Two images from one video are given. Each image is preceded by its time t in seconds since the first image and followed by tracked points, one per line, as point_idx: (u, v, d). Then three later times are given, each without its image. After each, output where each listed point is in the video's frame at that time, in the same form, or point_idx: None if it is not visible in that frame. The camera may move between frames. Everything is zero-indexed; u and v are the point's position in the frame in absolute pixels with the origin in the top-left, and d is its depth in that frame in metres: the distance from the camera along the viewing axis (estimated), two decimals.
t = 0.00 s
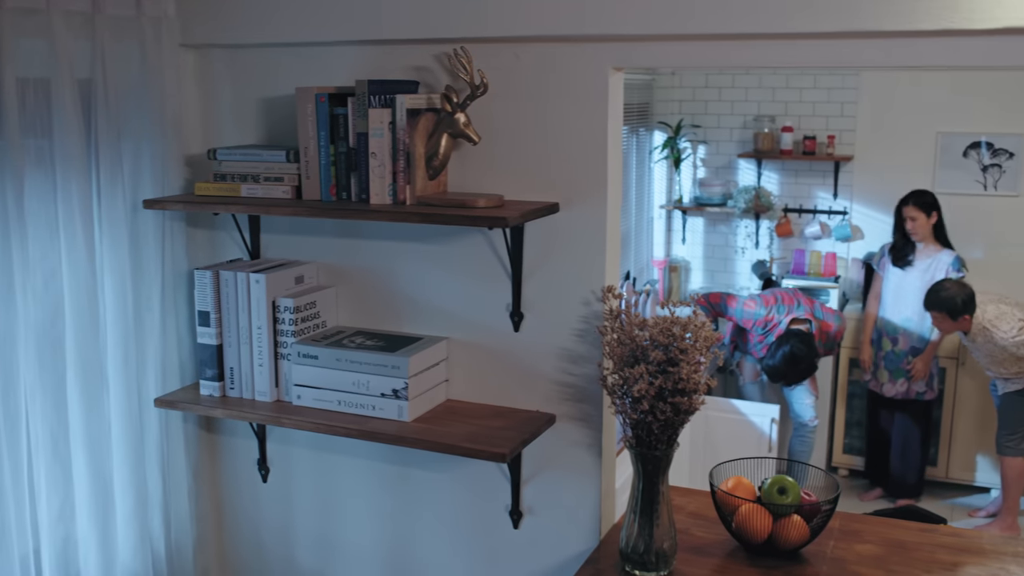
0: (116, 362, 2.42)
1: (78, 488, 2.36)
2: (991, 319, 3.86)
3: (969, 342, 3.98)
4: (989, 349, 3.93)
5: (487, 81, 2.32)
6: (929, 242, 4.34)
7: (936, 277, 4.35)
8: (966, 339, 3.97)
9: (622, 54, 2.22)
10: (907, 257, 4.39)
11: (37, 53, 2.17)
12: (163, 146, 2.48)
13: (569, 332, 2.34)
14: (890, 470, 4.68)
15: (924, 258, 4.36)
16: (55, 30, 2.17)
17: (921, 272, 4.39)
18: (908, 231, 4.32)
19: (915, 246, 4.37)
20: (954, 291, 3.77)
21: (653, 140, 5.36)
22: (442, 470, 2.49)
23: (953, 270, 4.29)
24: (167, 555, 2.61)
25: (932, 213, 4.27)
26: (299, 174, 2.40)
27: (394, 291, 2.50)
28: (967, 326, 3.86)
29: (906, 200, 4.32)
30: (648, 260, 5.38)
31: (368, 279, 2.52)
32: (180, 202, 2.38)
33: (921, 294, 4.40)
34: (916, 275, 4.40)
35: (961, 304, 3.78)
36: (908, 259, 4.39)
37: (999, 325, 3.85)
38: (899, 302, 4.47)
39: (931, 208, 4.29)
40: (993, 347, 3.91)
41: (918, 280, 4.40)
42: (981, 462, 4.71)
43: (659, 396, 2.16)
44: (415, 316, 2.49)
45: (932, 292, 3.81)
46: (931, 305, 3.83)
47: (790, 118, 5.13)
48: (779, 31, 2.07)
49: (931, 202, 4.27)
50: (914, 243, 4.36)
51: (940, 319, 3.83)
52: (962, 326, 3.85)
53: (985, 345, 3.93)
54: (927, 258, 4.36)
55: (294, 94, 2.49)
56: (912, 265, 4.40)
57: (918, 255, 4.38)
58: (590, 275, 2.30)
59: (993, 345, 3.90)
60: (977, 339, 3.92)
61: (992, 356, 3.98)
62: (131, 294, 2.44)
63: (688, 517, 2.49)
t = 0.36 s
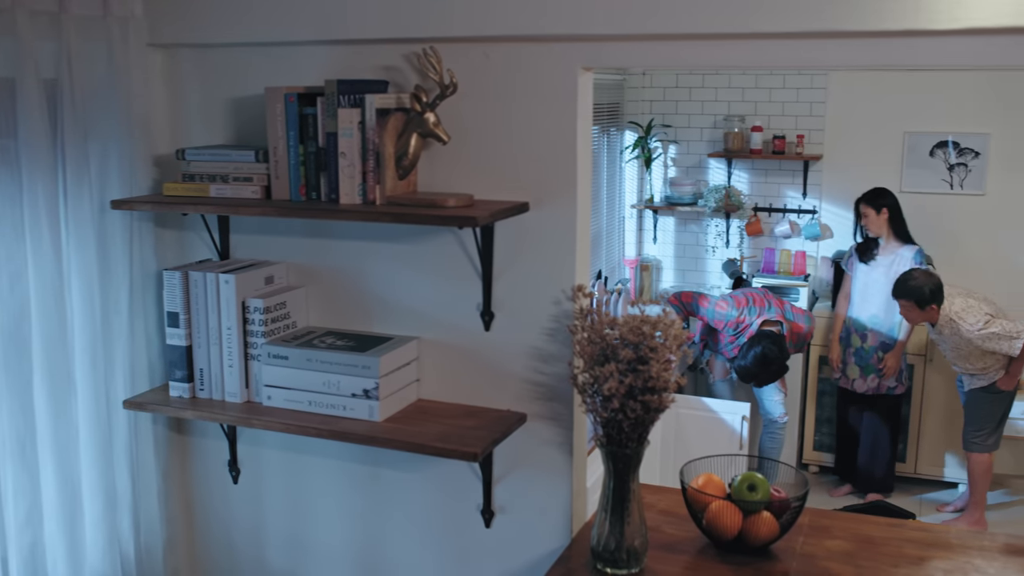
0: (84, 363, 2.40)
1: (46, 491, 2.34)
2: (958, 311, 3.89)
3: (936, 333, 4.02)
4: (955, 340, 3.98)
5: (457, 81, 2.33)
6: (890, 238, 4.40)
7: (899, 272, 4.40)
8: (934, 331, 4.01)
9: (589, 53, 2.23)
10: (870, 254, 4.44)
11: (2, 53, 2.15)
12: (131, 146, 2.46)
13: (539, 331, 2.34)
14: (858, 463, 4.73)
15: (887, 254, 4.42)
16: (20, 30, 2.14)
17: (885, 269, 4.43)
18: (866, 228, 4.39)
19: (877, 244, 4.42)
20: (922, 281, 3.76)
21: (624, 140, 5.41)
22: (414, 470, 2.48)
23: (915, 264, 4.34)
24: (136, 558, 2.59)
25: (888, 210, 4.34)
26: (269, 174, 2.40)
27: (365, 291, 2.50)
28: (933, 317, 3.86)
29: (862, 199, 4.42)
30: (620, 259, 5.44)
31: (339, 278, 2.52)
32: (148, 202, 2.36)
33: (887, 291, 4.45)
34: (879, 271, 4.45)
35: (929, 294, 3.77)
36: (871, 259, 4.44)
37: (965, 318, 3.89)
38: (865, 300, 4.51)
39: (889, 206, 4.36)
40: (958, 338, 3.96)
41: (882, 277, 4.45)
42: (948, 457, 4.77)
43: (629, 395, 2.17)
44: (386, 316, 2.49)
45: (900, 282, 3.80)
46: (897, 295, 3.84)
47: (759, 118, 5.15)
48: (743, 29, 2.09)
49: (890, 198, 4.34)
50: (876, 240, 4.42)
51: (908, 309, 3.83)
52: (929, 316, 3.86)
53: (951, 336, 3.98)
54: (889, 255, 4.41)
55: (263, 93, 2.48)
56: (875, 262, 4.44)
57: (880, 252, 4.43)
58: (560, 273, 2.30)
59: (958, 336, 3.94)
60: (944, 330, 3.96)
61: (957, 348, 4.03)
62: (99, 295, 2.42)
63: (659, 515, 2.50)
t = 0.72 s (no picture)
0: (53, 364, 2.39)
1: (15, 493, 2.32)
2: (930, 313, 3.93)
3: (909, 335, 4.06)
4: (927, 341, 4.02)
5: (428, 81, 2.33)
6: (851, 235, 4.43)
7: (865, 266, 4.42)
8: (907, 333, 4.04)
9: (560, 53, 2.23)
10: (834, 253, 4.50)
11: None
12: (101, 146, 2.44)
13: (512, 330, 2.35)
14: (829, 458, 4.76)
15: (849, 250, 4.46)
16: None
17: (850, 265, 4.47)
18: (828, 228, 4.46)
19: (840, 242, 4.47)
20: (894, 286, 3.80)
21: (598, 139, 5.38)
22: (387, 470, 2.48)
23: (879, 255, 4.37)
24: (108, 561, 2.57)
25: (844, 208, 4.38)
26: (240, 174, 2.39)
27: (337, 291, 2.49)
28: (906, 319, 3.89)
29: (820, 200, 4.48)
30: (594, 259, 5.45)
31: (311, 278, 2.51)
32: (118, 202, 2.35)
33: (856, 286, 4.48)
34: (845, 268, 4.48)
35: (901, 299, 3.81)
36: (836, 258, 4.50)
37: (937, 320, 3.93)
38: (834, 298, 4.56)
39: (846, 203, 4.40)
40: (931, 339, 3.99)
41: (849, 274, 4.48)
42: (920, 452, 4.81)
43: (602, 393, 2.18)
44: (358, 316, 2.49)
45: (872, 287, 3.83)
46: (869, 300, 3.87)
47: (732, 117, 5.18)
48: (712, 29, 2.10)
49: (846, 196, 4.37)
50: (839, 239, 4.46)
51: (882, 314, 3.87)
52: (903, 320, 3.89)
53: (924, 338, 4.01)
54: (852, 251, 4.45)
55: (233, 93, 2.47)
56: (840, 260, 4.49)
57: (843, 249, 4.47)
58: (532, 272, 2.31)
59: (930, 337, 3.98)
60: (917, 332, 4.00)
61: (929, 348, 4.07)
62: (68, 296, 2.40)
63: (633, 513, 2.51)
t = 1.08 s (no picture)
0: (20, 366, 2.36)
1: None
2: (900, 312, 3.96)
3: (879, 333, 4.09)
4: (898, 339, 4.05)
5: (397, 80, 2.32)
6: (808, 233, 4.49)
7: (827, 262, 4.46)
8: (878, 331, 4.08)
9: (528, 52, 2.24)
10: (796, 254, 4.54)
11: None
12: (67, 146, 2.42)
13: (483, 330, 2.35)
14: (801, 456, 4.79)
15: (810, 249, 4.50)
16: None
17: (814, 262, 4.51)
18: (783, 231, 4.52)
19: (798, 242, 4.52)
20: (865, 286, 3.83)
21: (569, 138, 5.39)
22: (358, 471, 2.48)
23: (838, 249, 4.41)
24: (78, 565, 2.55)
25: (797, 209, 4.43)
26: (209, 174, 2.37)
27: (307, 291, 2.48)
28: (877, 318, 3.92)
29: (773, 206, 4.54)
30: (566, 258, 5.44)
31: (282, 278, 2.50)
32: (85, 203, 2.33)
33: (823, 284, 4.52)
34: (809, 266, 4.52)
35: (872, 298, 3.83)
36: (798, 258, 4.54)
37: (907, 318, 3.96)
38: (802, 297, 4.60)
39: (799, 204, 4.47)
40: (901, 337, 4.03)
41: (813, 271, 4.52)
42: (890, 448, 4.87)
43: (573, 392, 2.18)
44: (329, 316, 2.48)
45: (843, 288, 3.85)
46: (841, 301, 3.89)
47: (703, 116, 5.22)
48: (677, 29, 2.12)
49: (798, 197, 4.44)
50: (797, 239, 4.51)
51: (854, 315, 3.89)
52: (875, 319, 3.92)
53: (895, 336, 4.04)
54: (812, 249, 4.49)
55: (201, 93, 2.46)
56: (803, 259, 4.53)
57: (804, 248, 4.51)
58: (502, 271, 2.31)
59: (901, 335, 4.01)
60: (888, 331, 4.03)
61: (900, 346, 4.11)
62: (35, 297, 2.38)
63: (604, 511, 2.52)
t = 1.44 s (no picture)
0: None
1: None
2: (871, 311, 3.99)
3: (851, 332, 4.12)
4: (869, 337, 4.08)
5: (368, 80, 2.32)
6: (774, 233, 4.50)
7: (795, 261, 4.48)
8: (849, 330, 4.10)
9: (497, 51, 2.24)
10: (763, 254, 4.56)
11: None
12: (34, 146, 2.40)
13: (455, 329, 2.35)
14: (778, 453, 4.81)
15: (777, 248, 4.52)
16: None
17: (781, 262, 4.53)
18: (749, 232, 4.52)
19: (765, 241, 4.53)
20: (835, 285, 3.85)
21: (543, 138, 5.41)
22: (332, 471, 2.47)
23: (805, 248, 4.44)
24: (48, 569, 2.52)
25: (762, 209, 4.43)
26: (178, 175, 2.36)
27: (279, 291, 2.47)
28: (848, 318, 3.94)
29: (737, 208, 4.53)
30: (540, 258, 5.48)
31: (253, 278, 2.49)
32: (53, 203, 2.31)
33: (791, 283, 4.53)
34: (776, 267, 4.54)
35: (843, 297, 3.86)
36: (766, 258, 4.57)
37: (878, 317, 3.99)
38: (771, 297, 4.61)
39: (764, 205, 4.46)
40: (872, 335, 4.06)
41: (781, 271, 4.54)
42: (863, 444, 4.90)
43: (545, 391, 2.18)
44: (301, 316, 2.47)
45: (814, 288, 3.88)
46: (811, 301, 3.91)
47: (675, 116, 5.24)
48: (643, 28, 2.13)
49: (763, 198, 4.44)
50: (764, 239, 4.53)
51: (825, 315, 3.92)
52: (846, 318, 3.95)
53: (866, 335, 4.07)
54: (779, 249, 4.51)
55: (170, 92, 2.44)
56: (771, 259, 4.55)
57: (771, 248, 4.54)
58: (474, 271, 2.31)
59: (872, 334, 4.04)
60: (859, 330, 4.06)
61: (871, 345, 4.14)
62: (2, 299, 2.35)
63: (578, 510, 2.52)
